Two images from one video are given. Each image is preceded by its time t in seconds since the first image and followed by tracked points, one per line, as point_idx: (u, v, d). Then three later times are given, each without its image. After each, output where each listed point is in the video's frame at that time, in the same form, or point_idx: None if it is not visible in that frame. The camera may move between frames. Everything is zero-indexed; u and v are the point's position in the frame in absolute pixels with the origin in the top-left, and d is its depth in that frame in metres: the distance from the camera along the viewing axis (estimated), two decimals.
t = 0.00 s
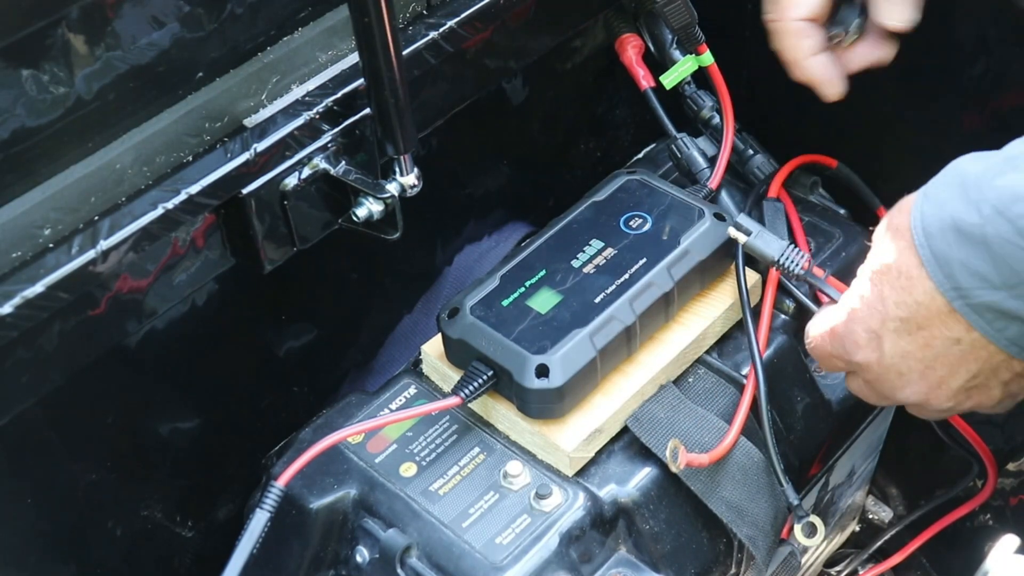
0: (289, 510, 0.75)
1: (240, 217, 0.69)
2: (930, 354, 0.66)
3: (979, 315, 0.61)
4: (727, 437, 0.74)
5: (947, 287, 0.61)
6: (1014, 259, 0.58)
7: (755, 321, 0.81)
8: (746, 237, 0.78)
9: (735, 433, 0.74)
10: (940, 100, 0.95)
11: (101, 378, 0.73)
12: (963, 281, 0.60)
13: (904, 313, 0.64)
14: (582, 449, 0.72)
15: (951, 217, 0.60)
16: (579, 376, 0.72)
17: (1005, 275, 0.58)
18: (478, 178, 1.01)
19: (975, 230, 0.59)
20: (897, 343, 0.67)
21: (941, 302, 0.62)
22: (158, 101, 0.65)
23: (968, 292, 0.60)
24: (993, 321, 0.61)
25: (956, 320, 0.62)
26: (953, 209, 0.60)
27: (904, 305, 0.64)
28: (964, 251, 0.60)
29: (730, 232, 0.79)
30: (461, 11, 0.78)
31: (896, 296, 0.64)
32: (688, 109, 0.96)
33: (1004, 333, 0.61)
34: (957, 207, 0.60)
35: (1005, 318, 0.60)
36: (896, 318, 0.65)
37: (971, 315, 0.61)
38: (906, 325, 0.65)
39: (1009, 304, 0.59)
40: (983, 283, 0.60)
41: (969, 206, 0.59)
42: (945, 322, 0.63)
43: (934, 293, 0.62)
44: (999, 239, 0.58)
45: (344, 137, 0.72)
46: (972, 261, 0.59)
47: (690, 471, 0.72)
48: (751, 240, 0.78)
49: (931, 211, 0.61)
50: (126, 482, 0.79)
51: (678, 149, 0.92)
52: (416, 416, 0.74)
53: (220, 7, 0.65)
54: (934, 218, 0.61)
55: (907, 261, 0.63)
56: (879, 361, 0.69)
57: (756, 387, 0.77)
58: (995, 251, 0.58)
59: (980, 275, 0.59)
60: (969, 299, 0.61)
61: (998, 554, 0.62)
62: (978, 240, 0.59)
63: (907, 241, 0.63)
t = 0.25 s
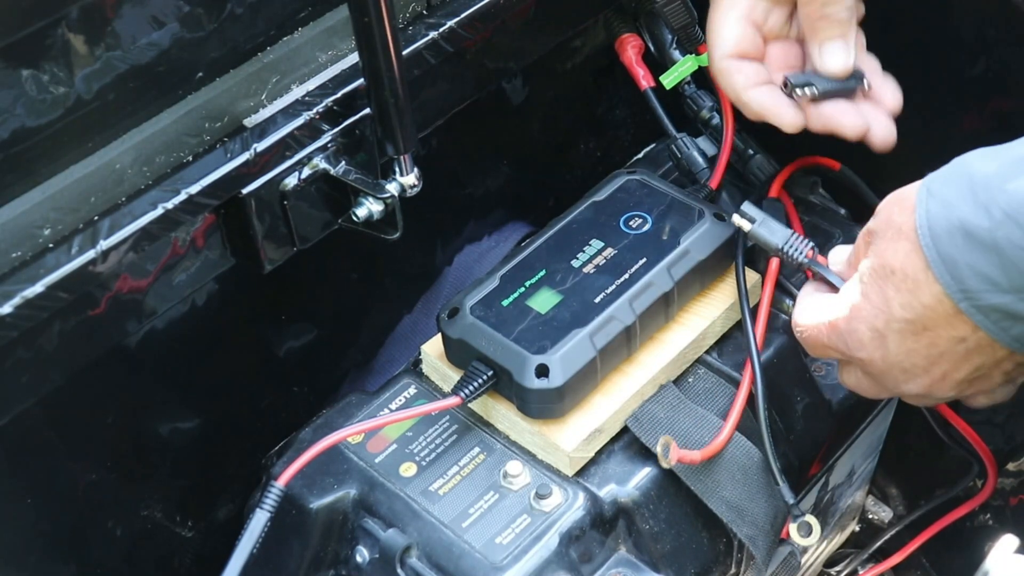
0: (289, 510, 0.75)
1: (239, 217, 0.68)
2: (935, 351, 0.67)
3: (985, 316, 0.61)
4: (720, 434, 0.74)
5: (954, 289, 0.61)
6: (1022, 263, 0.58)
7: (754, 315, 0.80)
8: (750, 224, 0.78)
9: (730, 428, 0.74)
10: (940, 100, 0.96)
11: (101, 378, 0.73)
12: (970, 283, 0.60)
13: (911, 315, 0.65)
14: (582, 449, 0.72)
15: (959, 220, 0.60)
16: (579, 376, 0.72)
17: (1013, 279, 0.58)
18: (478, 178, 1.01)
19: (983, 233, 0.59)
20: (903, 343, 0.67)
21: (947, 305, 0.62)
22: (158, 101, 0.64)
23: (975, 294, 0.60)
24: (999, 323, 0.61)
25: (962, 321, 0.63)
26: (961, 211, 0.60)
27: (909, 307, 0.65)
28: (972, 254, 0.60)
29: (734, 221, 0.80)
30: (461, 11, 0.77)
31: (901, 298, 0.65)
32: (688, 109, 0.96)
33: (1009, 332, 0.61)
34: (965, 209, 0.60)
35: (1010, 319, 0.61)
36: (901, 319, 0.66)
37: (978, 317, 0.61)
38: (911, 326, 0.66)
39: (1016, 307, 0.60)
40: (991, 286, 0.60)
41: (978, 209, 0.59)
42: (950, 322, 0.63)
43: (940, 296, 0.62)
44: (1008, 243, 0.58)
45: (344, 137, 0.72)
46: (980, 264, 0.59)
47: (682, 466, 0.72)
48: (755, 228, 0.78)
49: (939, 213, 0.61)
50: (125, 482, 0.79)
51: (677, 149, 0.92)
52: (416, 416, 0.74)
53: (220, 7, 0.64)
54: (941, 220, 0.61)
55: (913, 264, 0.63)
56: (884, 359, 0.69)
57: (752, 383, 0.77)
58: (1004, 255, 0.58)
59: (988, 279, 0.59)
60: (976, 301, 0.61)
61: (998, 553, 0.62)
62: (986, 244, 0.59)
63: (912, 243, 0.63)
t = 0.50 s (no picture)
0: (289, 510, 0.75)
1: (239, 217, 0.69)
2: (938, 354, 0.67)
3: (986, 318, 0.61)
4: (716, 433, 0.74)
5: (954, 292, 0.61)
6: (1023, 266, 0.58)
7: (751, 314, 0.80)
8: (750, 231, 0.78)
9: (727, 426, 0.74)
10: (940, 100, 0.96)
11: (101, 378, 0.73)
12: (971, 286, 0.60)
13: (912, 318, 0.65)
14: (582, 448, 0.72)
15: (959, 222, 0.60)
16: (579, 376, 0.72)
17: (1014, 281, 0.58)
18: (478, 178, 1.01)
19: (983, 237, 0.59)
20: (905, 346, 0.67)
21: (949, 308, 0.62)
22: (158, 101, 0.64)
23: (976, 296, 0.60)
24: (1000, 323, 0.61)
25: (964, 323, 0.63)
26: (960, 214, 0.60)
27: (911, 311, 0.65)
28: (973, 257, 0.60)
29: (733, 226, 0.79)
30: (461, 11, 0.77)
31: (903, 303, 0.65)
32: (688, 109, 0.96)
33: (1009, 331, 0.61)
34: (965, 212, 0.60)
35: (1010, 320, 0.61)
36: (903, 323, 0.66)
37: (979, 318, 0.61)
38: (913, 329, 0.66)
39: (1017, 309, 0.59)
40: (990, 288, 0.60)
41: (977, 212, 0.59)
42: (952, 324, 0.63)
43: (941, 299, 0.62)
44: (1009, 246, 0.58)
45: (344, 137, 0.72)
46: (980, 267, 0.59)
47: (677, 463, 0.72)
48: (754, 234, 0.78)
49: (938, 216, 0.61)
50: (126, 482, 0.79)
51: (678, 150, 0.90)
52: (416, 416, 0.74)
53: (220, 7, 0.64)
54: (941, 223, 0.61)
55: (913, 267, 0.63)
56: (886, 362, 0.69)
57: (750, 379, 0.76)
58: (1004, 258, 0.58)
59: (987, 281, 0.59)
60: (976, 303, 0.61)
61: (998, 554, 0.62)
62: (987, 247, 0.59)
63: (912, 247, 0.63)
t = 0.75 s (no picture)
0: (289, 510, 0.75)
1: (239, 217, 0.68)
2: (938, 351, 0.67)
3: (983, 315, 0.61)
4: (717, 433, 0.73)
5: (952, 289, 0.61)
6: (1021, 264, 0.58)
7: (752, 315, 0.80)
8: (750, 238, 0.78)
9: (727, 425, 0.74)
10: (941, 100, 0.96)
11: (101, 378, 0.73)
12: (968, 283, 0.60)
13: (912, 317, 0.65)
14: (582, 449, 0.72)
15: (957, 220, 0.60)
16: (579, 376, 0.72)
17: (1011, 279, 0.58)
18: (478, 178, 1.01)
19: (981, 235, 0.59)
20: (905, 344, 0.67)
21: (947, 305, 0.62)
22: (159, 101, 0.64)
23: (973, 294, 0.61)
24: (997, 321, 0.61)
25: (964, 321, 0.63)
26: (958, 212, 0.60)
27: (910, 310, 0.65)
28: (970, 254, 0.60)
29: (733, 232, 0.79)
30: (461, 11, 0.77)
31: (902, 302, 0.65)
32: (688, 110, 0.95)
33: (1006, 328, 0.61)
34: (962, 210, 0.60)
35: (1009, 318, 0.61)
36: (903, 322, 0.66)
37: (976, 315, 0.61)
38: (913, 328, 0.66)
39: (1015, 306, 0.60)
40: (988, 286, 0.60)
41: (975, 210, 0.59)
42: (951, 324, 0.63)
43: (940, 297, 0.62)
44: (1006, 244, 0.58)
45: (344, 137, 0.72)
46: (978, 265, 0.59)
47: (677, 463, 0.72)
48: (755, 241, 0.78)
49: (936, 213, 0.61)
50: (126, 482, 0.79)
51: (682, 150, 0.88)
52: (416, 416, 0.74)
53: (220, 7, 0.64)
54: (938, 221, 0.61)
55: (912, 266, 0.63)
56: (887, 361, 0.69)
57: (750, 378, 0.76)
58: (1002, 256, 0.58)
59: (985, 278, 0.59)
60: (973, 300, 0.61)
61: (998, 554, 0.62)
62: (984, 244, 0.59)
63: (910, 245, 0.63)
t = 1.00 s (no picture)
0: (289, 510, 0.75)
1: (239, 217, 0.69)
2: (937, 347, 0.67)
3: (982, 311, 0.61)
4: (716, 433, 0.73)
5: (951, 286, 0.61)
6: (1019, 261, 0.58)
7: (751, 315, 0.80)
8: (750, 232, 0.78)
9: (727, 426, 0.74)
10: (941, 100, 0.96)
11: (101, 378, 0.73)
12: (967, 280, 0.60)
13: (911, 313, 0.65)
14: (582, 449, 0.72)
15: (956, 217, 0.60)
16: (579, 376, 0.72)
17: (1010, 276, 0.58)
18: (478, 178, 1.01)
19: (980, 232, 0.59)
20: (904, 341, 0.68)
21: (946, 302, 0.62)
22: (159, 101, 0.64)
23: (972, 291, 0.61)
24: (997, 317, 0.61)
25: (963, 317, 0.63)
26: (958, 209, 0.60)
27: (910, 306, 0.65)
28: (969, 251, 0.60)
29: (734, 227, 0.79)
30: (461, 11, 0.76)
31: (901, 298, 0.65)
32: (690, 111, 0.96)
33: (1005, 325, 0.61)
34: (962, 207, 0.60)
35: (1008, 314, 0.61)
36: (902, 318, 0.66)
37: (975, 312, 0.61)
38: (912, 324, 0.66)
39: (1014, 303, 0.60)
40: (987, 283, 0.60)
41: (975, 207, 0.59)
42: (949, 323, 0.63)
43: (939, 294, 0.63)
44: (1005, 242, 0.58)
45: (344, 137, 0.72)
46: (977, 262, 0.59)
47: (676, 463, 0.72)
48: (756, 236, 0.78)
49: (935, 211, 0.61)
50: (126, 482, 0.79)
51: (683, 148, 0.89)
52: (416, 416, 0.74)
53: (220, 7, 0.64)
54: (938, 218, 0.61)
55: (911, 263, 0.63)
56: (886, 357, 0.69)
57: (750, 378, 0.76)
58: (1001, 253, 0.58)
59: (985, 276, 0.59)
60: (972, 297, 0.61)
61: (999, 554, 0.62)
62: (983, 241, 0.59)
63: (909, 243, 0.63)
